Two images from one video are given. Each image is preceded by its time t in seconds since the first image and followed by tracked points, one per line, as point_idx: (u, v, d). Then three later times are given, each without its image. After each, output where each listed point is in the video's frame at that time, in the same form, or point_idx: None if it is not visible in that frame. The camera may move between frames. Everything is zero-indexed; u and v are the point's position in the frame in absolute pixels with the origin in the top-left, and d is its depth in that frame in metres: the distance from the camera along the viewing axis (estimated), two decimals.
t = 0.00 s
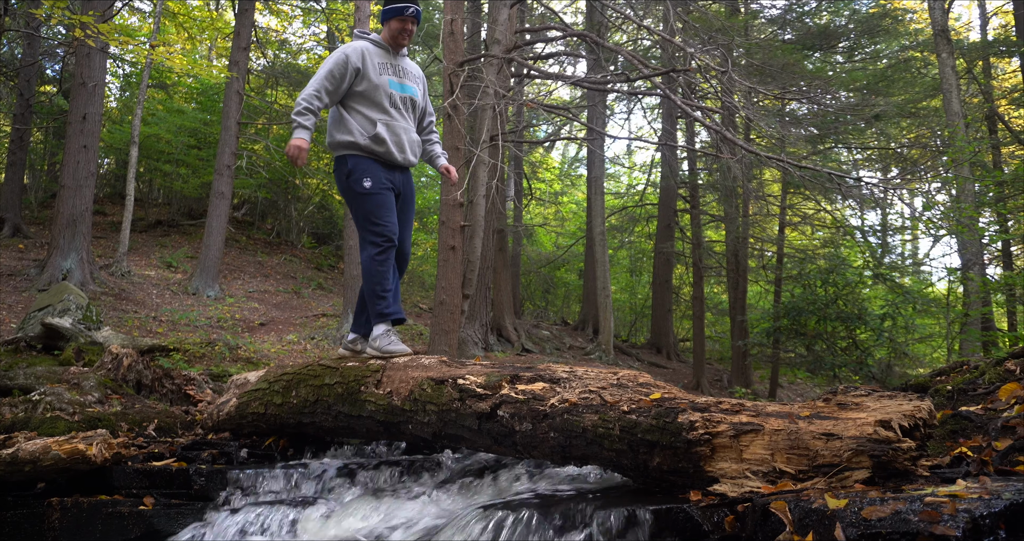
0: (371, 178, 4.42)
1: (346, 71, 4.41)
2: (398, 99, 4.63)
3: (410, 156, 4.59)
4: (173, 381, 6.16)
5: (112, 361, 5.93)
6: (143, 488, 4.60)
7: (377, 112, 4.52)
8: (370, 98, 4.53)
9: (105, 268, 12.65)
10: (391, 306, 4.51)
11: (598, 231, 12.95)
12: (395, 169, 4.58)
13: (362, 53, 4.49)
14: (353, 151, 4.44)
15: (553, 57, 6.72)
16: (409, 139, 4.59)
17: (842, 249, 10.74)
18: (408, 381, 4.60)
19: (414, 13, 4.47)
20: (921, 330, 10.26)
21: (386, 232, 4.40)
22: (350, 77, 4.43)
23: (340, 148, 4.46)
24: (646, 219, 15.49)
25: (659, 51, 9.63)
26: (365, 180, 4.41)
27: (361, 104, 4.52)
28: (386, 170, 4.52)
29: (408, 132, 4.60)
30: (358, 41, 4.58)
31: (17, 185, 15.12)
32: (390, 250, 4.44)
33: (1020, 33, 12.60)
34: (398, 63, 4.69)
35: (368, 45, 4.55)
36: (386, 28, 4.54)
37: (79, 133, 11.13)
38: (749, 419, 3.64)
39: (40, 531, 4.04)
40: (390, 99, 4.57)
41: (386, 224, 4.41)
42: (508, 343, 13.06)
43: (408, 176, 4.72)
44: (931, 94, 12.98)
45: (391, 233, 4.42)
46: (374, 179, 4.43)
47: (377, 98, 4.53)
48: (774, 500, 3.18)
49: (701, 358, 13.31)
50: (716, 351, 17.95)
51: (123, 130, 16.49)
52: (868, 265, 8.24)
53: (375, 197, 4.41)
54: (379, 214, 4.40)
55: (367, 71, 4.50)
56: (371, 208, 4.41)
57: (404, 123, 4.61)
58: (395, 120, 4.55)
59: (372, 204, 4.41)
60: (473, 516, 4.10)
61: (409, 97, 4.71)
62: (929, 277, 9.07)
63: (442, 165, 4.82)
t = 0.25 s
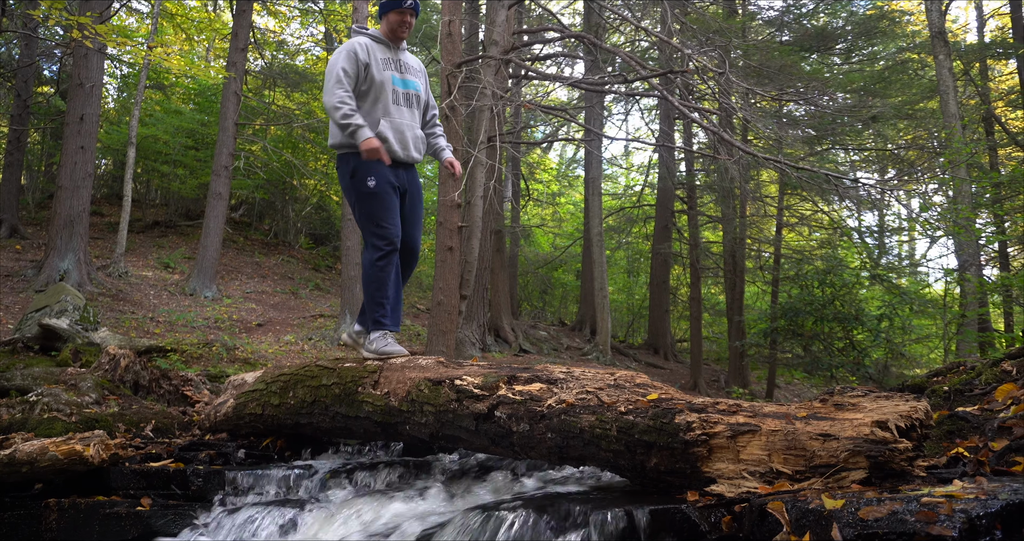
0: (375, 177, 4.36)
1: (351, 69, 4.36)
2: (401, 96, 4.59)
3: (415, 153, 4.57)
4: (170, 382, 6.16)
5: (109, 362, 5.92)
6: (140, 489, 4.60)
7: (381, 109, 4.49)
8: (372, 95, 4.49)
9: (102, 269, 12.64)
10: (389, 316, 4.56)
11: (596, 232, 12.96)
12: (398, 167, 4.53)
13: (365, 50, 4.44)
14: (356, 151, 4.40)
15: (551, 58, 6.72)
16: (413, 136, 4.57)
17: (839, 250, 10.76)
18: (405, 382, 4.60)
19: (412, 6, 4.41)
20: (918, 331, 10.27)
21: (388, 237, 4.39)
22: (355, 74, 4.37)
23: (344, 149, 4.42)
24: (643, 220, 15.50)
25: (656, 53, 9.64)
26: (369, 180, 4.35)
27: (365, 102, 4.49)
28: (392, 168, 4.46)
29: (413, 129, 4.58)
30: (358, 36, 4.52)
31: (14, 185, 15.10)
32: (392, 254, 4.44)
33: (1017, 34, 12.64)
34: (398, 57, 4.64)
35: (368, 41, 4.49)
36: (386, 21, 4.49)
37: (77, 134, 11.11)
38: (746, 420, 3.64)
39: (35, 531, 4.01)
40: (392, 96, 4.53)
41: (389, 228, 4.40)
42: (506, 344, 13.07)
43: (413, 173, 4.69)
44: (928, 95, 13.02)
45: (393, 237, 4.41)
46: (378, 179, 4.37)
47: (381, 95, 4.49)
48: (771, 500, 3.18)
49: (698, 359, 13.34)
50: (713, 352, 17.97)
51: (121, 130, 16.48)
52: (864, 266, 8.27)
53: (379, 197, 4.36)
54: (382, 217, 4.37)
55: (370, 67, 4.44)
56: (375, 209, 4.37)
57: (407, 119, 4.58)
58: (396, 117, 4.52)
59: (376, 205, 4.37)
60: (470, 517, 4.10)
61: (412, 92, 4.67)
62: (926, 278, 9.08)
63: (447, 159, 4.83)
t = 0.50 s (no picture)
0: (380, 175, 4.38)
1: (357, 64, 4.33)
2: (406, 91, 4.57)
3: (421, 148, 4.58)
4: (168, 383, 6.15)
5: (106, 363, 5.90)
6: (137, 491, 4.59)
7: (387, 105, 4.47)
8: (376, 90, 4.47)
9: (100, 270, 12.63)
10: (386, 319, 4.63)
11: (594, 234, 12.97)
12: (407, 161, 4.51)
13: (369, 44, 4.43)
14: (363, 148, 4.39)
15: (549, 59, 6.72)
16: (419, 131, 4.57)
17: (837, 251, 10.78)
18: (403, 384, 4.60)
19: None
20: (916, 332, 10.28)
21: (390, 237, 4.40)
22: (362, 69, 4.36)
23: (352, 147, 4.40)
24: (641, 221, 15.52)
25: (655, 54, 9.65)
26: (374, 177, 4.37)
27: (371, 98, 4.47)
28: (399, 164, 4.46)
29: (418, 124, 4.58)
30: (359, 31, 4.49)
31: (11, 186, 15.07)
32: (395, 254, 4.46)
33: (1015, 36, 12.67)
34: (400, 51, 4.63)
35: (371, 35, 4.48)
36: (387, 15, 4.47)
37: (74, 135, 11.07)
38: (745, 422, 3.64)
39: (33, 534, 4.06)
40: (397, 90, 4.52)
41: (392, 229, 4.40)
42: (504, 345, 13.08)
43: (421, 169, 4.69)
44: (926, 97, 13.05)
45: (395, 237, 4.41)
46: (383, 176, 4.38)
47: (386, 90, 4.47)
48: (769, 503, 3.18)
49: (696, 361, 13.35)
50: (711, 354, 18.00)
51: (118, 131, 16.45)
52: (862, 268, 8.28)
53: (383, 196, 4.37)
54: (386, 216, 4.37)
55: (373, 62, 4.43)
56: (378, 208, 4.38)
57: (413, 114, 4.57)
58: (401, 111, 4.51)
59: (380, 203, 4.38)
60: (469, 519, 4.09)
61: (417, 87, 4.65)
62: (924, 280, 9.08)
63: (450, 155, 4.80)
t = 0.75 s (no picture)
0: (377, 176, 4.32)
1: (359, 63, 4.33)
2: (412, 91, 4.52)
3: (424, 149, 4.48)
4: (165, 386, 6.15)
5: (104, 365, 5.90)
6: (134, 493, 4.60)
7: (390, 104, 4.43)
8: (381, 90, 4.45)
9: (98, 272, 12.63)
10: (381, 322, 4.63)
11: (592, 237, 12.98)
12: (407, 163, 4.45)
13: (375, 45, 4.43)
14: (362, 147, 4.34)
15: (547, 62, 6.71)
16: (423, 131, 4.48)
17: (835, 255, 10.78)
18: (401, 388, 4.59)
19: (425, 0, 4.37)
20: (913, 336, 10.27)
21: (386, 239, 4.35)
22: (364, 68, 4.35)
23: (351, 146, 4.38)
24: (639, 224, 15.53)
25: (653, 57, 9.66)
26: (371, 178, 4.32)
27: (374, 97, 4.45)
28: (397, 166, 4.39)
29: (422, 124, 4.49)
30: (369, 31, 4.50)
31: (10, 187, 15.07)
32: (391, 257, 4.41)
33: (1013, 40, 12.68)
34: (410, 53, 4.61)
35: (379, 36, 4.48)
36: (398, 16, 4.46)
37: (72, 136, 11.06)
38: (742, 426, 3.65)
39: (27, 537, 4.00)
40: (402, 90, 4.48)
41: (388, 232, 4.35)
42: (502, 348, 13.08)
43: (425, 171, 4.60)
44: (924, 100, 13.07)
45: (391, 240, 4.36)
46: (380, 178, 4.32)
47: (390, 90, 4.45)
48: (767, 507, 3.19)
49: (694, 365, 13.35)
50: (709, 357, 18.02)
51: (117, 133, 16.45)
52: (859, 271, 8.28)
53: (379, 198, 4.32)
54: (381, 219, 4.33)
55: (379, 61, 4.42)
56: (374, 210, 4.34)
57: (417, 115, 4.50)
58: (405, 112, 4.45)
59: (376, 206, 4.34)
60: (466, 524, 4.08)
61: (423, 87, 4.59)
62: (921, 284, 9.08)
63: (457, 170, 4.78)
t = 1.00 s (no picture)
0: (374, 179, 4.32)
1: (361, 65, 4.32)
2: (414, 94, 4.52)
3: (423, 154, 4.48)
4: (156, 391, 6.12)
5: (94, 371, 5.87)
6: (125, 499, 4.58)
7: (391, 106, 4.42)
8: (383, 92, 4.44)
9: (88, 277, 12.58)
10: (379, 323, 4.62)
11: (584, 241, 12.99)
12: (405, 167, 4.45)
13: (379, 46, 4.42)
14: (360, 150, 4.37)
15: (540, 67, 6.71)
16: (423, 135, 4.47)
17: (826, 259, 10.81)
18: (393, 393, 4.59)
19: (432, 6, 4.36)
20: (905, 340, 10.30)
21: (382, 240, 4.32)
22: (365, 70, 4.35)
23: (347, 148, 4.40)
24: (632, 228, 15.56)
25: (645, 63, 9.69)
26: (368, 179, 4.32)
27: (375, 99, 4.44)
28: (394, 170, 4.40)
29: (422, 128, 4.48)
30: (374, 32, 4.50)
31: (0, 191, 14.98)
32: (388, 257, 4.37)
33: (1003, 46, 12.77)
34: (416, 56, 4.60)
35: (385, 38, 4.48)
36: (404, 20, 4.45)
37: (63, 141, 11.02)
38: (734, 431, 3.65)
39: None
40: (403, 93, 4.47)
41: (385, 232, 4.32)
42: (494, 353, 13.06)
43: (425, 175, 4.60)
44: (915, 106, 13.15)
45: (388, 240, 4.32)
46: (377, 180, 4.32)
47: (392, 92, 4.44)
48: (758, 512, 3.19)
49: (686, 370, 13.36)
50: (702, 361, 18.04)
51: (108, 137, 16.40)
52: (851, 276, 8.29)
53: (375, 199, 4.31)
54: (378, 219, 4.31)
55: (382, 63, 4.41)
56: (371, 211, 4.33)
57: (418, 118, 4.49)
58: (407, 115, 4.45)
59: (374, 206, 4.33)
60: (458, 529, 4.08)
61: (426, 91, 4.60)
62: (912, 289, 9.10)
63: (462, 172, 4.75)
